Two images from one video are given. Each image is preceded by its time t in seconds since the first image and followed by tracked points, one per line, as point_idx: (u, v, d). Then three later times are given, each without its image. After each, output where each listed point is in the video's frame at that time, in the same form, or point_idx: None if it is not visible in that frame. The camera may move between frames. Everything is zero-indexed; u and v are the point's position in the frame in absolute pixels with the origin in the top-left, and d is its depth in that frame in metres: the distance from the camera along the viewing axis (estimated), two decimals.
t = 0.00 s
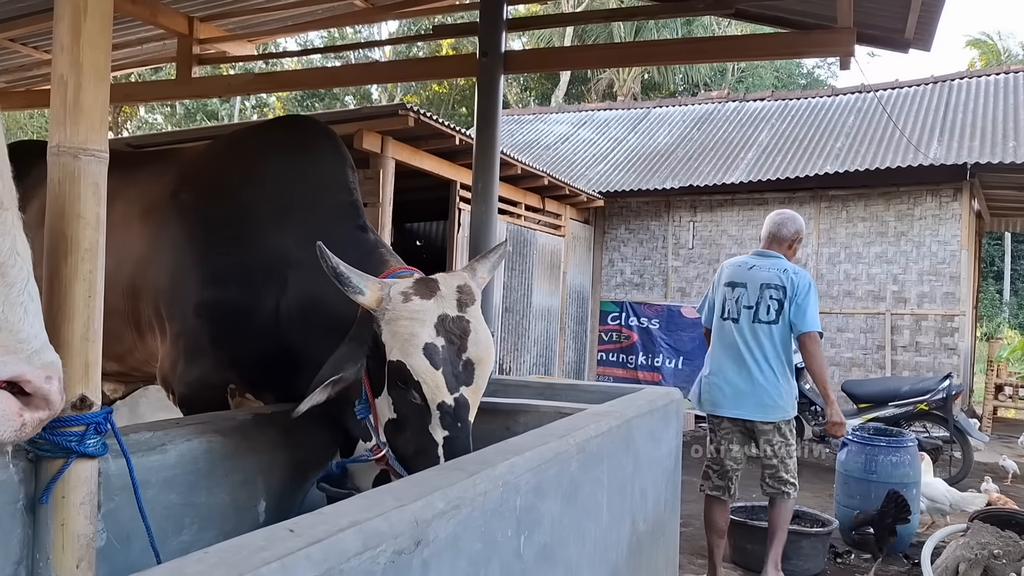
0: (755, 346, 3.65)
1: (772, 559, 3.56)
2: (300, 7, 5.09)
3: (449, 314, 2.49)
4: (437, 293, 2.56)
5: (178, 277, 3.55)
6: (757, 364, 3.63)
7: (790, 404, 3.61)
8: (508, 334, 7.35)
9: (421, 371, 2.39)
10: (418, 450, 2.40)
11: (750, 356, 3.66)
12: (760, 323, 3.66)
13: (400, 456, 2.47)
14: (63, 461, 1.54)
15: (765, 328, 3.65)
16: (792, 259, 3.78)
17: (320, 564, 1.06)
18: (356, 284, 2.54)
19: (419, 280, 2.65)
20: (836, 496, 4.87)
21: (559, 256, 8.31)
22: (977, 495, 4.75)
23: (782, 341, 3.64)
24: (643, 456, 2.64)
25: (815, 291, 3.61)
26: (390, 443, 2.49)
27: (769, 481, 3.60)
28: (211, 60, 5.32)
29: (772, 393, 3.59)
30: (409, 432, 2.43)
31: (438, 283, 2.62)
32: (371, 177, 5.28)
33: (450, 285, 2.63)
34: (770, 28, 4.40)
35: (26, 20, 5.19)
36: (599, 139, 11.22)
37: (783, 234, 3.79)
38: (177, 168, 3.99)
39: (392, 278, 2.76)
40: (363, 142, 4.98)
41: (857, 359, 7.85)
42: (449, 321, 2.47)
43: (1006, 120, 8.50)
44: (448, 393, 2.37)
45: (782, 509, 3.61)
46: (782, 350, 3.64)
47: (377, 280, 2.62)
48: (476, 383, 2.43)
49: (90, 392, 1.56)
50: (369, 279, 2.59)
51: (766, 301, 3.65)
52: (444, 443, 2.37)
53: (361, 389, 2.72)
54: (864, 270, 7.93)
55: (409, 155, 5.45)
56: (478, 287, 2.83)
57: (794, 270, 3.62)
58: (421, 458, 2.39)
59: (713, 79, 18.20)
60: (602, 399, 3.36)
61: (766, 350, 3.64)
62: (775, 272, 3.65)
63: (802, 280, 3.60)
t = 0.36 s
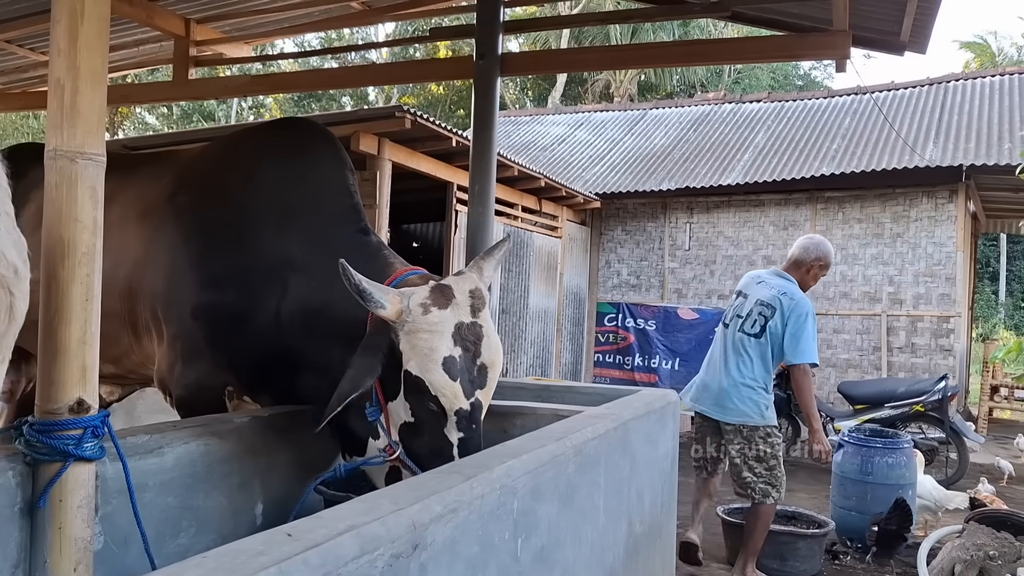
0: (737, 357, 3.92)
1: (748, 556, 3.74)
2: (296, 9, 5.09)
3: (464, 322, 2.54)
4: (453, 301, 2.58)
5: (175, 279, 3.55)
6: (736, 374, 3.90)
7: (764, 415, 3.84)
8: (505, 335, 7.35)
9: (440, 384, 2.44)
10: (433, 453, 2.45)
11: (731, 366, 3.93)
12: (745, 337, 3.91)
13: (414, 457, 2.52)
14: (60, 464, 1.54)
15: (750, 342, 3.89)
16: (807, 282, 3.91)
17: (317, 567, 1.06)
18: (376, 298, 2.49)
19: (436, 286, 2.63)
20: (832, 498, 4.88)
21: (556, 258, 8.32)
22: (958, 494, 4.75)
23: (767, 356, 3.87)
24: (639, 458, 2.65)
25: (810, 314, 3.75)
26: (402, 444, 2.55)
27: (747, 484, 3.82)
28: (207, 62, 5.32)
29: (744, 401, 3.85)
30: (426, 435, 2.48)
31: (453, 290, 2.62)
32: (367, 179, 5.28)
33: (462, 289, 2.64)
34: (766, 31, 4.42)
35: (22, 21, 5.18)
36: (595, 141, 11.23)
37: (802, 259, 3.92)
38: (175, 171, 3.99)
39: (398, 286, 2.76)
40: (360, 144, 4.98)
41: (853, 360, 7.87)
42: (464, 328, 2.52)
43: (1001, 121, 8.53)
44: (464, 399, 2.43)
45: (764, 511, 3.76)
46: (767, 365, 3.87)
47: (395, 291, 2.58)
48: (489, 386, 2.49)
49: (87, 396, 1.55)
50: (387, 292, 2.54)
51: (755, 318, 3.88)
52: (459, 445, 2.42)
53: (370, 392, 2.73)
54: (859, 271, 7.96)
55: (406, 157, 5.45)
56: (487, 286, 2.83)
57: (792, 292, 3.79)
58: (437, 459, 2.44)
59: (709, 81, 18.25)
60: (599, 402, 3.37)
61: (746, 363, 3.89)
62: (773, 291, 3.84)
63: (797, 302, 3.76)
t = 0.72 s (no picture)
0: (718, 360, 4.06)
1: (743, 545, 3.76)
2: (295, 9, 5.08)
3: (472, 335, 2.54)
4: (467, 312, 2.56)
5: (176, 278, 3.54)
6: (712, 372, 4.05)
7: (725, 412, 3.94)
8: (504, 335, 7.35)
9: (429, 386, 2.46)
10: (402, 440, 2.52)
11: (711, 366, 4.09)
12: (727, 340, 4.05)
13: (380, 444, 2.56)
14: (60, 463, 1.54)
15: (730, 345, 4.02)
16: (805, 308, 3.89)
17: (321, 565, 1.05)
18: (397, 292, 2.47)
19: (455, 292, 2.61)
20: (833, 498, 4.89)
21: (554, 258, 8.32)
22: (951, 492, 4.77)
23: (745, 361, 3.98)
24: (640, 457, 2.64)
25: (789, 327, 3.77)
26: (375, 431, 2.57)
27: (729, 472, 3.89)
28: (205, 61, 5.30)
29: (711, 398, 4.00)
30: (401, 425, 2.53)
31: (471, 299, 2.60)
32: (365, 179, 5.27)
33: (479, 301, 2.63)
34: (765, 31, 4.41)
35: (20, 20, 5.16)
36: (594, 141, 11.23)
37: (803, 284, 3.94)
38: (175, 169, 3.98)
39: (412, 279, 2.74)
40: (359, 144, 4.97)
41: (851, 360, 7.87)
42: (469, 342, 2.52)
43: (999, 122, 8.55)
44: (447, 407, 2.47)
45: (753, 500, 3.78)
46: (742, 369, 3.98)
47: (419, 287, 2.54)
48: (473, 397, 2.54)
49: (87, 393, 1.54)
50: (411, 288, 2.52)
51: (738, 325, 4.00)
52: (426, 442, 2.50)
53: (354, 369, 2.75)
54: (857, 272, 7.97)
55: (405, 157, 5.44)
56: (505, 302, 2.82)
57: (779, 304, 3.86)
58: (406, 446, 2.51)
59: (706, 82, 18.28)
60: (598, 402, 3.36)
61: (724, 365, 4.02)
62: (764, 303, 3.94)
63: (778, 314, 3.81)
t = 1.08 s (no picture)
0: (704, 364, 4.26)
1: (709, 520, 3.96)
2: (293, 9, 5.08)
3: (446, 335, 2.43)
4: (445, 310, 2.46)
5: (178, 278, 3.56)
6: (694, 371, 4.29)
7: (688, 403, 4.15)
8: (502, 336, 7.35)
9: (392, 378, 2.39)
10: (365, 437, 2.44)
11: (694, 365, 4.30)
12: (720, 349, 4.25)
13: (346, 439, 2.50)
14: (59, 463, 1.50)
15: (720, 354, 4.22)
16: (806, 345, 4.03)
17: (320, 565, 1.05)
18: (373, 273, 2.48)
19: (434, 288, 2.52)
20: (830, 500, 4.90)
21: (552, 259, 8.32)
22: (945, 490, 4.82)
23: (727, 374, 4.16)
24: (638, 458, 2.64)
25: (778, 358, 3.91)
26: (344, 425, 2.52)
27: (702, 455, 4.10)
28: (204, 62, 5.30)
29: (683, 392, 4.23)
30: (365, 419, 2.47)
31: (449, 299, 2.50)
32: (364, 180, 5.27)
33: (461, 306, 2.51)
34: (763, 32, 4.42)
35: (18, 22, 5.16)
36: (591, 142, 11.24)
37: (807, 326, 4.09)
38: (177, 170, 4.00)
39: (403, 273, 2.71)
40: (357, 144, 4.96)
41: (849, 361, 7.89)
42: (442, 341, 2.42)
43: (996, 123, 8.56)
44: (411, 405, 2.38)
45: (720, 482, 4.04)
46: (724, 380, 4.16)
47: (396, 273, 2.52)
48: (444, 403, 2.42)
49: (86, 394, 1.54)
50: (387, 272, 2.50)
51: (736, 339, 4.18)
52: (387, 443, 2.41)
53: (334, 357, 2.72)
54: (855, 273, 7.97)
55: (402, 157, 5.44)
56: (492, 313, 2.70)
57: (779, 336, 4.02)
58: (367, 445, 2.43)
59: (704, 83, 18.29)
60: (596, 402, 3.37)
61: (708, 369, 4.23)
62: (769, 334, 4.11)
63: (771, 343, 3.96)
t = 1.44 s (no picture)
0: (708, 381, 4.33)
1: (713, 521, 3.93)
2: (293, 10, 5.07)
3: (421, 327, 2.41)
4: (416, 304, 2.47)
5: (181, 279, 3.56)
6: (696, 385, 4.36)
7: (688, 413, 4.21)
8: (501, 338, 7.34)
9: (373, 381, 2.37)
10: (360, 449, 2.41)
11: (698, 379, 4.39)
12: (727, 371, 4.31)
13: (346, 457, 2.47)
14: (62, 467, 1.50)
15: (728, 376, 4.28)
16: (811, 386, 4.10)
17: (329, 571, 1.05)
18: (334, 275, 2.54)
19: (400, 284, 2.55)
20: (831, 502, 4.89)
21: (552, 260, 8.32)
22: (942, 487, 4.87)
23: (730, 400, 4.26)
24: (641, 460, 2.64)
25: (784, 396, 3.99)
26: (342, 441, 2.51)
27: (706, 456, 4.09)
28: (204, 63, 5.28)
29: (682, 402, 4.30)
30: (358, 428, 2.45)
31: (421, 293, 2.51)
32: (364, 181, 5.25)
33: (434, 298, 2.52)
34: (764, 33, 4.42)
35: (17, 23, 5.14)
36: (591, 143, 11.24)
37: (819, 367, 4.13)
38: (183, 172, 4.01)
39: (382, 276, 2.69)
40: (358, 146, 4.95)
41: (848, 363, 7.89)
42: (418, 334, 2.39)
43: (995, 124, 8.56)
44: (397, 405, 2.35)
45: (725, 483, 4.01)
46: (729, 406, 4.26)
47: (357, 273, 2.58)
48: (433, 401, 2.38)
49: (90, 398, 1.54)
50: (349, 273, 2.57)
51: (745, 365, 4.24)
52: (383, 450, 2.36)
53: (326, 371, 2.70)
54: (855, 274, 7.97)
55: (403, 159, 5.43)
56: (471, 305, 2.68)
57: (788, 371, 4.09)
58: (363, 456, 2.40)
59: (703, 84, 18.29)
60: (598, 404, 3.37)
61: (711, 388, 4.31)
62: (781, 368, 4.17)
63: (780, 381, 4.03)
